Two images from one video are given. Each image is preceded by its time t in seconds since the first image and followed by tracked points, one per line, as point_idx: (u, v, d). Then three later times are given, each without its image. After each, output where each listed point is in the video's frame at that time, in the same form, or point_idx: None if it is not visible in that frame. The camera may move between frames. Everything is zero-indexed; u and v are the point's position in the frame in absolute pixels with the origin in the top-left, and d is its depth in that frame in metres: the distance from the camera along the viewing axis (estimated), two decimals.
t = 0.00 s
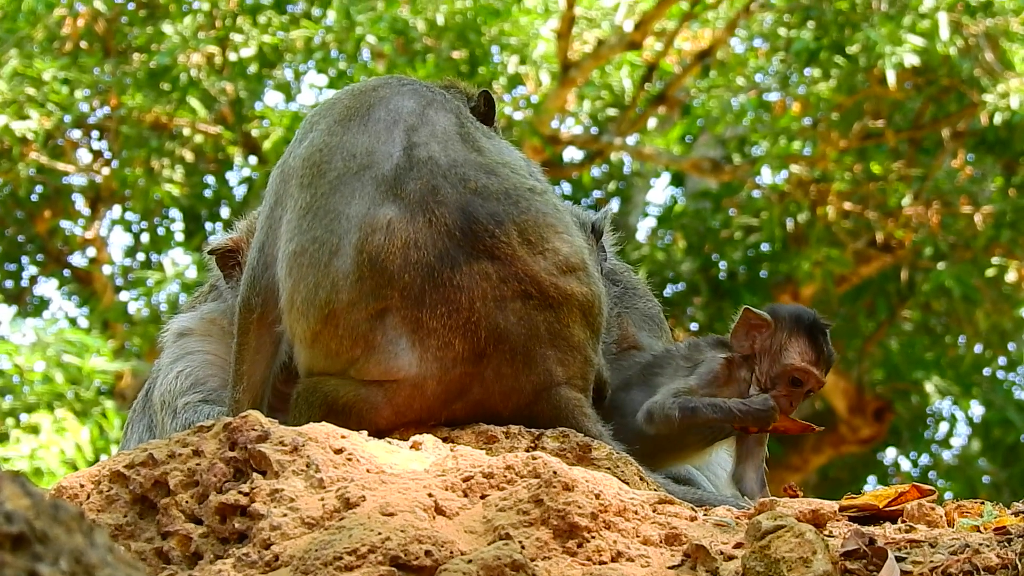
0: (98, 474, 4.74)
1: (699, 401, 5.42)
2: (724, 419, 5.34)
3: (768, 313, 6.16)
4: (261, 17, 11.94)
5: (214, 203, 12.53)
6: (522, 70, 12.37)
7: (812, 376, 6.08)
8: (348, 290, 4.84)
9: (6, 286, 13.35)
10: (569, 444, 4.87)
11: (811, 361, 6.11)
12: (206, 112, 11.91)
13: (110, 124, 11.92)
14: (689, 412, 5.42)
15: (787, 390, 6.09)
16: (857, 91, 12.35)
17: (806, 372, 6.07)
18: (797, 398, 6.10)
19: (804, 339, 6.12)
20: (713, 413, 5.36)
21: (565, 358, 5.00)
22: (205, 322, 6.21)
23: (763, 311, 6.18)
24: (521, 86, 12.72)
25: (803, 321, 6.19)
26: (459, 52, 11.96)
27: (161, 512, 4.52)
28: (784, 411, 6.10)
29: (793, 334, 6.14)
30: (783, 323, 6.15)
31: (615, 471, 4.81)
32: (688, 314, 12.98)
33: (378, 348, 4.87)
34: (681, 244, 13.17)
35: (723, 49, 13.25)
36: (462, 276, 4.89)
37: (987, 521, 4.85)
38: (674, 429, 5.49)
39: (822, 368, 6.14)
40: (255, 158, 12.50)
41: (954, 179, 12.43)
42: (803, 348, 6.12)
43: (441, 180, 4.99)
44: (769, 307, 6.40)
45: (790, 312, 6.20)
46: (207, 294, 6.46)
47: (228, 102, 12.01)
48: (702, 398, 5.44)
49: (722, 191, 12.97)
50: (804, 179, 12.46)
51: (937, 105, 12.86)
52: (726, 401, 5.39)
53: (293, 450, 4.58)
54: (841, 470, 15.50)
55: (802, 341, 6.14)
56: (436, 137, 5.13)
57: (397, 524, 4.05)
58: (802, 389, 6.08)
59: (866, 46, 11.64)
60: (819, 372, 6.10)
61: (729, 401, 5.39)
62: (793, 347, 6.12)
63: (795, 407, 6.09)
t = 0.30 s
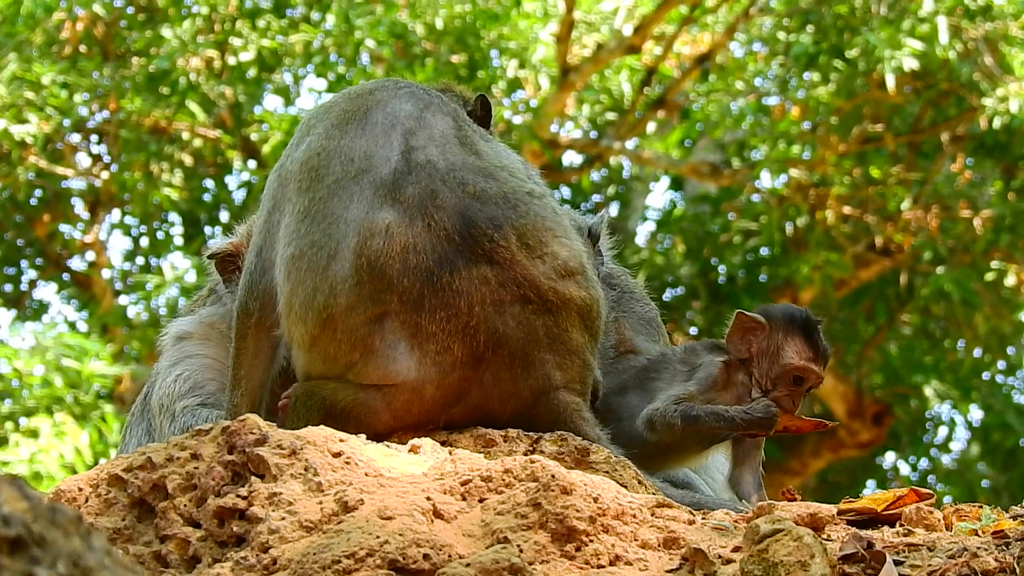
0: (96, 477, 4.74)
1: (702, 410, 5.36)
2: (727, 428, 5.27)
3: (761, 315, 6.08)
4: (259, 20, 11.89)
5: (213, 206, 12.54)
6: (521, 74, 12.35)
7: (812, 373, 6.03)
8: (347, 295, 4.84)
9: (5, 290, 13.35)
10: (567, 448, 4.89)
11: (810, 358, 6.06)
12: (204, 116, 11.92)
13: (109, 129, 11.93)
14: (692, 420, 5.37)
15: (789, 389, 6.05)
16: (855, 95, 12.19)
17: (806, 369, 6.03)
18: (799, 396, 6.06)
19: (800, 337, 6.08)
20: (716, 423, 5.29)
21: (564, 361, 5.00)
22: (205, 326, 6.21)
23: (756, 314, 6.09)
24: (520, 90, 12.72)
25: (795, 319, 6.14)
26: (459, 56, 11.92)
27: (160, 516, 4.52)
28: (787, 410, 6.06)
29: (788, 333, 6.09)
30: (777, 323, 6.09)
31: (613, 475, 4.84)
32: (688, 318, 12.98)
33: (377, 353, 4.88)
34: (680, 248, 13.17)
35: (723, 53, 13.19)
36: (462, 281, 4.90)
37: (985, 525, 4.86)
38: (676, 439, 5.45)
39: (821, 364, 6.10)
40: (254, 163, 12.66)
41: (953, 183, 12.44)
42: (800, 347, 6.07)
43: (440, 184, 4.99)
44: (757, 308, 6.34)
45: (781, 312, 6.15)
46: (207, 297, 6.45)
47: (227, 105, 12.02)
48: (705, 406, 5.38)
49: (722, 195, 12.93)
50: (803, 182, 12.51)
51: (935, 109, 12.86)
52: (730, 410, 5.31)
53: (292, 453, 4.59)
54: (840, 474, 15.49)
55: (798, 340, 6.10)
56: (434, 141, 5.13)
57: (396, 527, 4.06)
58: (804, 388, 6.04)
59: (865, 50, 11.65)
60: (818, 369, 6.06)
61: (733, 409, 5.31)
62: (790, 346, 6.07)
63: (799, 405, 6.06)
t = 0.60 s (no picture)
0: (95, 479, 4.75)
1: (698, 412, 5.28)
2: (723, 431, 5.18)
3: (755, 313, 6.11)
4: (258, 23, 11.91)
5: (212, 208, 12.69)
6: (520, 76, 12.34)
7: (808, 369, 6.08)
8: (347, 296, 4.84)
9: (4, 292, 13.36)
10: (566, 449, 4.91)
11: (804, 355, 6.11)
12: (203, 117, 11.92)
13: (108, 130, 11.94)
14: (688, 422, 5.29)
15: (784, 387, 6.09)
16: (855, 98, 12.33)
17: (801, 366, 6.07)
18: (794, 393, 6.12)
19: (795, 335, 6.12)
20: (711, 425, 5.21)
21: (563, 363, 5.00)
22: (204, 327, 6.21)
23: (750, 312, 6.12)
24: (520, 93, 12.71)
25: (789, 317, 6.18)
26: (457, 58, 11.94)
27: (159, 517, 4.53)
28: (782, 407, 6.10)
29: (783, 331, 6.13)
30: (772, 321, 6.13)
31: (612, 477, 4.85)
32: (686, 320, 13.01)
33: (377, 354, 4.88)
34: (678, 250, 13.16)
35: (721, 55, 13.18)
36: (461, 281, 4.90)
37: (984, 527, 4.86)
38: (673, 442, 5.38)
39: (814, 361, 6.15)
40: (254, 164, 12.55)
41: (951, 186, 12.45)
42: (794, 344, 6.12)
43: (439, 185, 4.99)
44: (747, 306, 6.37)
45: (774, 309, 6.19)
46: (206, 298, 6.46)
47: (225, 108, 12.02)
48: (700, 408, 5.29)
49: (720, 199, 13.11)
50: (803, 184, 12.45)
51: (935, 113, 12.98)
52: (725, 412, 5.22)
53: (290, 455, 4.59)
54: (839, 475, 15.50)
55: (792, 338, 6.14)
56: (434, 143, 5.13)
57: (395, 528, 4.05)
58: (799, 385, 6.09)
59: (864, 53, 11.67)
60: (812, 366, 6.11)
61: (729, 412, 5.22)
62: (785, 344, 6.11)
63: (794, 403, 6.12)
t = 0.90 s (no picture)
0: (89, 479, 4.79)
1: (689, 413, 5.23)
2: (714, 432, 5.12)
3: (746, 311, 6.01)
4: (254, 23, 11.94)
5: (206, 209, 12.68)
6: (515, 77, 12.41)
7: (799, 368, 5.96)
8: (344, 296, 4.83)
9: None
10: (561, 450, 4.91)
11: (796, 353, 5.99)
12: (197, 118, 12.00)
13: (102, 130, 11.94)
14: (679, 425, 5.23)
15: (775, 386, 5.99)
16: (850, 99, 12.26)
17: (792, 365, 5.96)
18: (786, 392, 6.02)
19: (786, 334, 6.00)
20: (704, 426, 5.15)
21: (559, 365, 4.99)
22: (199, 329, 6.12)
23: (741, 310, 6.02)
24: (515, 93, 12.77)
25: (781, 316, 6.06)
26: (453, 59, 12.04)
27: (153, 518, 4.51)
28: (774, 407, 6.00)
29: (774, 330, 6.01)
30: (763, 320, 6.01)
31: (606, 477, 4.87)
32: (681, 320, 13.03)
33: (374, 355, 4.87)
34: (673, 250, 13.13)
35: (716, 56, 13.26)
36: (459, 282, 4.87)
37: (976, 528, 4.88)
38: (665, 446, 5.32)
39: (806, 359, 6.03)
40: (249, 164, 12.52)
41: (947, 186, 12.63)
42: (786, 342, 6.00)
43: (439, 185, 4.95)
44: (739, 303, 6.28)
45: (765, 306, 6.08)
46: (201, 298, 6.37)
47: (220, 108, 12.09)
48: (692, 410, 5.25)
49: (716, 198, 13.00)
50: (797, 185, 12.54)
51: (929, 113, 12.88)
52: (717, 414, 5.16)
53: (285, 455, 4.65)
54: (833, 476, 15.51)
55: (783, 337, 6.02)
56: (434, 143, 5.08)
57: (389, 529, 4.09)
58: (791, 384, 5.98)
59: (859, 53, 11.69)
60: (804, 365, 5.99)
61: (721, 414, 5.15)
62: (776, 343, 5.99)
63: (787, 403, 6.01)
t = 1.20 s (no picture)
0: (40, 461, 4.80)
1: (641, 391, 5.42)
2: (667, 408, 5.36)
3: (695, 301, 5.93)
4: (205, 5, 11.92)
5: (156, 191, 12.59)
6: (467, 61, 11.97)
7: (750, 355, 5.89)
8: (295, 280, 4.83)
9: None
10: (513, 433, 4.94)
11: (746, 341, 5.93)
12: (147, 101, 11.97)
13: (53, 111, 12.00)
14: (631, 403, 5.41)
15: (727, 374, 5.91)
16: (801, 85, 12.35)
17: (743, 353, 5.89)
18: (738, 379, 5.94)
19: (736, 322, 5.92)
20: (656, 401, 5.36)
21: (511, 349, 5.00)
22: (149, 310, 6.19)
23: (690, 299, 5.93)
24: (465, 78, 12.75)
25: (731, 303, 5.98)
26: (404, 42, 11.77)
27: (103, 500, 4.53)
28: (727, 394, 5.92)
29: (723, 318, 5.93)
30: (712, 309, 5.94)
31: (557, 461, 4.89)
32: (632, 305, 13.14)
33: (325, 338, 4.89)
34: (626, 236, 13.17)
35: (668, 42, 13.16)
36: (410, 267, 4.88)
37: (928, 513, 4.89)
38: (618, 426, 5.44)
39: (758, 346, 5.96)
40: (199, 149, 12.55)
41: (898, 173, 12.65)
42: (736, 330, 5.91)
43: (390, 169, 4.94)
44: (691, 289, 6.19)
45: (716, 293, 6.00)
46: (152, 280, 6.43)
47: (171, 90, 12.10)
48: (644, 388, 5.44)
49: (667, 183, 13.00)
50: (748, 171, 12.58)
51: (880, 100, 12.91)
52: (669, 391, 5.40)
53: (237, 438, 4.68)
54: (783, 462, 15.52)
55: (734, 324, 5.94)
56: (385, 126, 5.06)
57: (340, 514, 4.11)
58: (743, 371, 5.91)
59: (811, 40, 11.61)
60: (755, 352, 5.92)
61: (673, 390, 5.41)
62: (726, 331, 5.91)
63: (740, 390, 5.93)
